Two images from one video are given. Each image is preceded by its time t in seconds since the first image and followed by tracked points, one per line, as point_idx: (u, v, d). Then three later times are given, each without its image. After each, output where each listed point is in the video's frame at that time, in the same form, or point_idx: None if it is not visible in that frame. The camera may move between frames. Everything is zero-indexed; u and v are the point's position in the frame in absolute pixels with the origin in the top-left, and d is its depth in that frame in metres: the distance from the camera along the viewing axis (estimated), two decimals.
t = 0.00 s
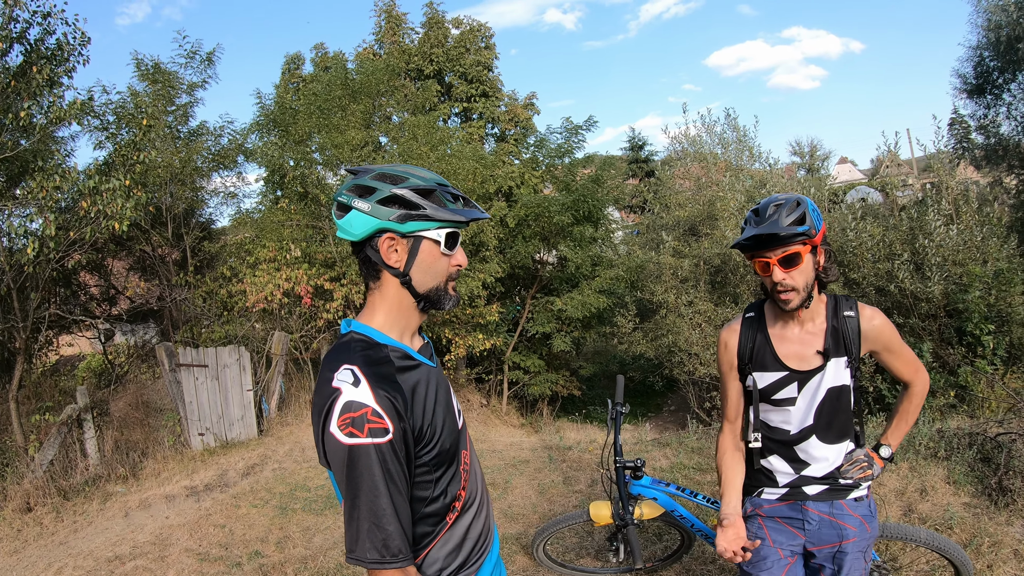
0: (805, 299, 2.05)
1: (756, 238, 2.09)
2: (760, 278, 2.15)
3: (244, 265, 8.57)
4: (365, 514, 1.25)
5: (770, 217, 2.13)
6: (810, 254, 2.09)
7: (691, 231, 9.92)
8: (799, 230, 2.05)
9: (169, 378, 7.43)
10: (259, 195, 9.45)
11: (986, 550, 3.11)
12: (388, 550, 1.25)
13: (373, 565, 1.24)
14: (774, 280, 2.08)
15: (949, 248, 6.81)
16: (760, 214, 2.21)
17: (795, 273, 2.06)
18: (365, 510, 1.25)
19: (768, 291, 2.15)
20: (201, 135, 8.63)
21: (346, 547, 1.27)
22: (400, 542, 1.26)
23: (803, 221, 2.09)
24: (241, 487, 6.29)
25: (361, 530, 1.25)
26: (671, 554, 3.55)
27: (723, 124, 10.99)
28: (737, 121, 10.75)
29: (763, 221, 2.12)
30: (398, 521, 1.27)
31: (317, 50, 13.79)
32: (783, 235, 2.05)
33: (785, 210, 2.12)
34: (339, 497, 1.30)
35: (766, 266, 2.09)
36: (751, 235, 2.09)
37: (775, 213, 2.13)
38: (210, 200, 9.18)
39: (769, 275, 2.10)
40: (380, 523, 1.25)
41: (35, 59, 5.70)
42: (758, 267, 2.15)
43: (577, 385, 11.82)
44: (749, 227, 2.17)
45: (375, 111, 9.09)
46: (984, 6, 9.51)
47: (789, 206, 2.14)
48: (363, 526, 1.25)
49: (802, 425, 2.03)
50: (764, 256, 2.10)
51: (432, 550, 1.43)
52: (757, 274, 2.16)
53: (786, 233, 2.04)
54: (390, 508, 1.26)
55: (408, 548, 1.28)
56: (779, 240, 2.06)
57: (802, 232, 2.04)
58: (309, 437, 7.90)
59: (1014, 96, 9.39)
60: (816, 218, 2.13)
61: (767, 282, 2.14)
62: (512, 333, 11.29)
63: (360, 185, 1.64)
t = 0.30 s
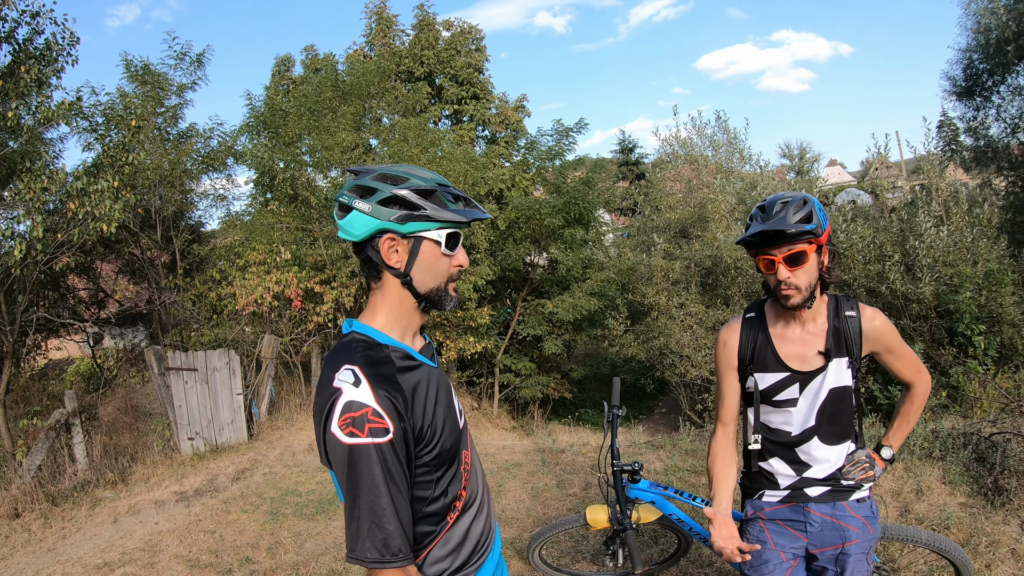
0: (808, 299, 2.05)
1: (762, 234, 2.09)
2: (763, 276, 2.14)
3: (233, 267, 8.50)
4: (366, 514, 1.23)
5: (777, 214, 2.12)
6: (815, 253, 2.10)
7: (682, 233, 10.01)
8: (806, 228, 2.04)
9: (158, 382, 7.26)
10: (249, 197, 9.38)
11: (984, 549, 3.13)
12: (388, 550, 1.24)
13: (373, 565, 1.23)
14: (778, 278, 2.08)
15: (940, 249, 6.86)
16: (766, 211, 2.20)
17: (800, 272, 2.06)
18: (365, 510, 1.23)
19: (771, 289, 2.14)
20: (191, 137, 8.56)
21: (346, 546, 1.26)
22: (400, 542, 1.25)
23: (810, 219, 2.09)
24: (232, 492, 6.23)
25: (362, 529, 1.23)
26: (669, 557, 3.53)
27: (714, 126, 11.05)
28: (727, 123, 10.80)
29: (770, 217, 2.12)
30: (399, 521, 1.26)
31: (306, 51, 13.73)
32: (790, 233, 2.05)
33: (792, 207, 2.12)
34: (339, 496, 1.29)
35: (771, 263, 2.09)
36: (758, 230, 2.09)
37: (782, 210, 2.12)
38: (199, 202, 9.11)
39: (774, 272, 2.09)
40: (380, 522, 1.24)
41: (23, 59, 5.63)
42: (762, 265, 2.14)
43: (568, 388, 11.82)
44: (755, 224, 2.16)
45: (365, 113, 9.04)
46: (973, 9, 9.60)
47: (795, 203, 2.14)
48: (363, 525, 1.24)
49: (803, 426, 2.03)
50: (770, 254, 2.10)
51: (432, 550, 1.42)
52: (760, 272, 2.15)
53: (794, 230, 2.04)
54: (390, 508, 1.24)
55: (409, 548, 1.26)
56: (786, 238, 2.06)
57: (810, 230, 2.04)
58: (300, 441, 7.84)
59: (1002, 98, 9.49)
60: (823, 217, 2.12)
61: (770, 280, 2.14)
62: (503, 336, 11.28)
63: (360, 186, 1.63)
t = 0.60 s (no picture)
0: (813, 296, 2.06)
1: (769, 229, 2.11)
2: (768, 274, 2.14)
3: (223, 269, 8.43)
4: (368, 516, 1.22)
5: (784, 210, 2.14)
6: (820, 250, 2.11)
7: (672, 235, 10.07)
8: (813, 224, 2.06)
9: (148, 385, 7.11)
10: (239, 199, 9.32)
11: (980, 549, 3.15)
12: (390, 552, 1.22)
13: (375, 567, 1.21)
14: (785, 274, 2.07)
15: (929, 251, 6.92)
16: (772, 208, 2.21)
17: (806, 268, 2.06)
18: (368, 512, 1.22)
19: (776, 288, 2.14)
20: (180, 137, 8.49)
21: (348, 548, 1.24)
22: (402, 543, 1.23)
23: (816, 216, 2.11)
24: (222, 495, 6.17)
25: (364, 531, 1.22)
26: (666, 560, 3.53)
27: (704, 129, 11.12)
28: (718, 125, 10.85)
29: (777, 213, 2.13)
30: (401, 523, 1.24)
31: (296, 52, 13.67)
32: (797, 227, 2.06)
33: (798, 204, 2.13)
34: (341, 498, 1.27)
35: (777, 260, 2.09)
36: (766, 224, 2.10)
37: (789, 207, 2.14)
38: (188, 203, 9.03)
39: (780, 269, 2.09)
40: (382, 524, 1.22)
41: (12, 57, 5.57)
42: (766, 264, 2.15)
43: (559, 390, 11.82)
44: (760, 221, 2.17)
45: (356, 114, 9.00)
46: (962, 13, 9.70)
47: (800, 201, 2.15)
48: (365, 527, 1.22)
49: (805, 429, 2.04)
50: (776, 250, 2.11)
51: (434, 552, 1.40)
52: (765, 269, 2.16)
53: (801, 225, 2.05)
54: (392, 510, 1.23)
55: (411, 550, 1.25)
56: (794, 234, 2.07)
57: (817, 225, 2.06)
58: (291, 444, 7.79)
59: (991, 102, 9.60)
60: (826, 216, 2.14)
61: (773, 279, 2.14)
62: (494, 338, 11.26)
63: (360, 189, 1.62)
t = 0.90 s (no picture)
0: (817, 295, 2.06)
1: (772, 228, 2.13)
2: (771, 274, 2.14)
3: (215, 269, 8.39)
4: (366, 515, 1.21)
5: (786, 209, 2.16)
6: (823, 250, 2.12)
7: (665, 238, 10.12)
8: (816, 223, 2.07)
9: (139, 385, 7.21)
10: (231, 199, 9.28)
11: (975, 551, 3.18)
12: (389, 551, 1.21)
13: (373, 567, 1.20)
14: (789, 274, 2.07)
15: (922, 254, 6.96)
16: (774, 209, 2.23)
17: (810, 268, 2.07)
18: (366, 512, 1.21)
19: (779, 289, 2.14)
20: (173, 137, 8.43)
21: (347, 548, 1.24)
22: (401, 543, 1.22)
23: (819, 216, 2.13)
24: (214, 498, 6.12)
25: (363, 531, 1.21)
26: (662, 563, 3.53)
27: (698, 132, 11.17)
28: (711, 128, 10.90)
29: (781, 212, 2.15)
30: (399, 522, 1.23)
31: (290, 53, 13.63)
32: (800, 225, 2.08)
33: (800, 204, 2.16)
34: (340, 499, 1.26)
35: (780, 260, 2.09)
36: (770, 223, 2.12)
37: (791, 206, 2.16)
38: (180, 203, 8.98)
39: (784, 269, 2.09)
40: (380, 524, 1.21)
41: (5, 55, 5.53)
42: (769, 264, 2.15)
43: (551, 392, 11.83)
44: (764, 221, 2.18)
45: (349, 115, 8.97)
46: (955, 18, 9.77)
47: (802, 202, 2.18)
48: (364, 527, 1.21)
49: (806, 430, 2.05)
50: (779, 249, 2.11)
51: (433, 552, 1.40)
52: (768, 270, 2.16)
53: (804, 224, 2.07)
54: (391, 510, 1.22)
55: (409, 550, 1.24)
56: (795, 234, 2.08)
57: (820, 224, 2.08)
58: (284, 446, 7.75)
59: (984, 106, 9.69)
60: (829, 217, 2.16)
61: (777, 279, 2.14)
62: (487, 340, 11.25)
63: (358, 191, 1.62)
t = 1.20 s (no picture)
0: (820, 301, 2.07)
1: (776, 234, 2.13)
2: (774, 280, 2.14)
3: (209, 269, 8.35)
4: (364, 523, 1.20)
5: (789, 215, 2.17)
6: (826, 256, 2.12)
7: (660, 239, 10.15)
8: (818, 228, 2.08)
9: (133, 387, 7.02)
10: (226, 198, 9.24)
11: (972, 554, 3.19)
12: (386, 560, 1.20)
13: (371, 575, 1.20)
14: (791, 280, 2.08)
15: (917, 256, 6.98)
16: (777, 215, 2.24)
17: (813, 273, 2.07)
18: (364, 520, 1.20)
19: (781, 294, 2.14)
20: (167, 136, 8.39)
21: (345, 556, 1.23)
22: (399, 551, 1.21)
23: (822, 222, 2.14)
24: (209, 499, 6.09)
25: (361, 539, 1.20)
26: (660, 566, 3.53)
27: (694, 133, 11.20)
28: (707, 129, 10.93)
29: (784, 218, 2.16)
30: (397, 530, 1.22)
31: (285, 52, 13.59)
32: (802, 231, 2.09)
33: (803, 210, 2.17)
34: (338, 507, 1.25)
35: (783, 266, 2.09)
36: (772, 228, 2.13)
37: (794, 212, 2.17)
38: (175, 202, 8.93)
39: (785, 275, 2.09)
40: (378, 532, 1.20)
41: None
42: (772, 270, 2.15)
43: (546, 393, 11.83)
44: (767, 226, 2.19)
45: (344, 115, 8.94)
46: (951, 20, 9.81)
47: (805, 209, 2.19)
48: (361, 534, 1.20)
49: (807, 437, 2.05)
50: (782, 255, 2.11)
51: (432, 559, 1.39)
52: (771, 275, 2.16)
53: (807, 229, 2.08)
54: (388, 518, 1.21)
55: (408, 558, 1.23)
56: (798, 239, 2.09)
57: (822, 230, 2.08)
58: (278, 447, 7.72)
59: (978, 109, 9.75)
60: (831, 224, 2.18)
61: (779, 285, 2.14)
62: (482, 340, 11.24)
63: (354, 198, 1.61)
